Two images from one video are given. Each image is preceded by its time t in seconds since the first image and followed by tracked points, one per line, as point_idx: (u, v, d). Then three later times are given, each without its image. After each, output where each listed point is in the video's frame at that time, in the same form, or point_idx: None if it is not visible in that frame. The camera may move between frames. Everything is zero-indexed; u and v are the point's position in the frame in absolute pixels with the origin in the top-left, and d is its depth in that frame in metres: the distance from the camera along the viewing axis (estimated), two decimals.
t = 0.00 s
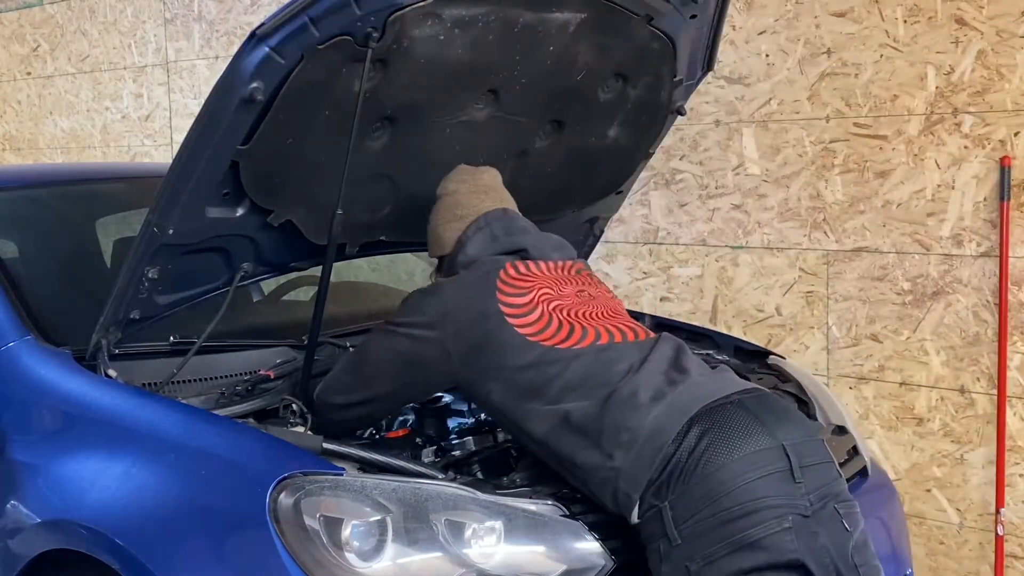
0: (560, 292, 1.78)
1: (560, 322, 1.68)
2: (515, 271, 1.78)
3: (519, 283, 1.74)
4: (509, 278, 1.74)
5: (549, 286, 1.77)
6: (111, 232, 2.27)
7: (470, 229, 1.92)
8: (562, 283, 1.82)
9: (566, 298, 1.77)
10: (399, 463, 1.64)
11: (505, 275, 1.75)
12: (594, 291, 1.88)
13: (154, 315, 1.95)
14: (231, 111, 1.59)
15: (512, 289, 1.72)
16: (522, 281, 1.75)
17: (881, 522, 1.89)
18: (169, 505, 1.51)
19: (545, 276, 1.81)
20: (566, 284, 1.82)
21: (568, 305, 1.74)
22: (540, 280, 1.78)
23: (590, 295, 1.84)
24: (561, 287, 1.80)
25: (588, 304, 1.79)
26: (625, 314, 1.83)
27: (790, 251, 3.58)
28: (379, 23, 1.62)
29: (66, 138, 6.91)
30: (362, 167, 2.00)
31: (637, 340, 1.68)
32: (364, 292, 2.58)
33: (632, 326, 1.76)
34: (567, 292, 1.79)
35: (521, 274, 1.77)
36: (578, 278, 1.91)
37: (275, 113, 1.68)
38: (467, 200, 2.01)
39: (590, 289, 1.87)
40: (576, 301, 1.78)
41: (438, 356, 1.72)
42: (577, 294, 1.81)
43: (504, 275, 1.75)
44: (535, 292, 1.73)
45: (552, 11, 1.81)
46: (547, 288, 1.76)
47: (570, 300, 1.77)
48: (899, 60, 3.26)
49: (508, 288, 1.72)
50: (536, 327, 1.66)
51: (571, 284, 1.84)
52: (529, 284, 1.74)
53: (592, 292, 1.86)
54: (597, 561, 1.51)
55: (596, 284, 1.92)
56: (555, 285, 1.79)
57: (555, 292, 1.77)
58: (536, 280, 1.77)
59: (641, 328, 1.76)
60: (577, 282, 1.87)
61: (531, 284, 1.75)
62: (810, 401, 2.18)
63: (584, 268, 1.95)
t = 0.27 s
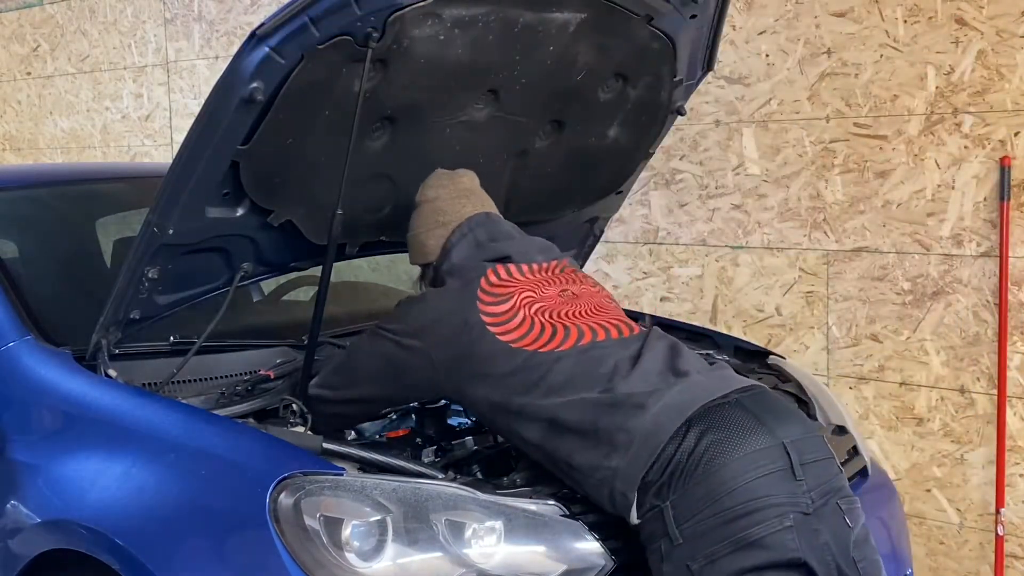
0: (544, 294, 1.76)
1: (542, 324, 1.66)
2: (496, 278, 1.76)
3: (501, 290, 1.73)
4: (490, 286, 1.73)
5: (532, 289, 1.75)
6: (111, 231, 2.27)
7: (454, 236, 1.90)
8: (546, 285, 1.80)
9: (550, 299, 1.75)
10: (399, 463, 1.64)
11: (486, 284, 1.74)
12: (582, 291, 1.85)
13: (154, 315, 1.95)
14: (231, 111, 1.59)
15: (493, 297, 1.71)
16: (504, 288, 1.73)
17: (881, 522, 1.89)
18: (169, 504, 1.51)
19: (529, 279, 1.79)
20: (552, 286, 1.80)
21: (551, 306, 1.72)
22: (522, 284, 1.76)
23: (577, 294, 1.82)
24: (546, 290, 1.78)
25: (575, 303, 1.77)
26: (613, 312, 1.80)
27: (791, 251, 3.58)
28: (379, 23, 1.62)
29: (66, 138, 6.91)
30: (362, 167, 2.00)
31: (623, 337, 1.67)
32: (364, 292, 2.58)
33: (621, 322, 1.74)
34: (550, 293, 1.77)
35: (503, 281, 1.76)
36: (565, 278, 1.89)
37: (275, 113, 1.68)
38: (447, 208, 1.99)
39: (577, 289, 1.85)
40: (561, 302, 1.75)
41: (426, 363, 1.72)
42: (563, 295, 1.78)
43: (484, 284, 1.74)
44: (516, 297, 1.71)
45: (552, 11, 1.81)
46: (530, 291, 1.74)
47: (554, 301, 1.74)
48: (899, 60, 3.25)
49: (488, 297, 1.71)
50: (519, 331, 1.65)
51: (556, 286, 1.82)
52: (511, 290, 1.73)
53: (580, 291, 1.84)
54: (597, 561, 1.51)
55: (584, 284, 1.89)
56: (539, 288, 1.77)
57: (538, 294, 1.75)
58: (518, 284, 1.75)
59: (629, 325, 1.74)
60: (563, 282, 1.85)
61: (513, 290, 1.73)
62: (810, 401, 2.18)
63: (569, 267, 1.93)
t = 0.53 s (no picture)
0: (520, 296, 1.70)
1: (521, 324, 1.60)
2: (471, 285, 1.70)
3: (475, 297, 1.66)
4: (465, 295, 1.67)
5: (508, 291, 1.69)
6: (112, 232, 2.27)
7: (430, 251, 1.83)
8: (521, 287, 1.74)
9: (527, 300, 1.69)
10: (399, 463, 1.64)
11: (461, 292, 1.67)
12: (556, 290, 1.79)
13: (154, 315, 1.95)
14: (231, 111, 1.59)
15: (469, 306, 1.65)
16: (478, 294, 1.67)
17: (881, 522, 1.89)
18: (169, 505, 1.51)
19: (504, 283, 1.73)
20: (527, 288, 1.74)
21: (529, 307, 1.66)
22: (498, 289, 1.70)
23: (552, 294, 1.76)
24: (522, 292, 1.72)
25: (552, 301, 1.71)
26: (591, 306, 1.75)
27: (791, 251, 3.57)
28: (379, 23, 1.62)
29: (66, 138, 6.91)
30: (362, 167, 2.00)
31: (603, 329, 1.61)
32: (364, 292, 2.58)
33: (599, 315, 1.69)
34: (524, 294, 1.72)
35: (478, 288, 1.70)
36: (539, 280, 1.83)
37: (275, 113, 1.68)
38: (426, 220, 1.96)
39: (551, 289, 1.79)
40: (538, 302, 1.70)
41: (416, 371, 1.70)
42: (539, 296, 1.72)
43: (460, 296, 1.67)
44: (493, 301, 1.65)
45: (552, 11, 1.81)
46: (506, 294, 1.68)
47: (531, 302, 1.69)
48: (899, 60, 3.25)
49: (465, 305, 1.65)
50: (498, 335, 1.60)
51: (532, 288, 1.76)
52: (485, 295, 1.67)
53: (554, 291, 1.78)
54: (597, 561, 1.50)
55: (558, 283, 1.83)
56: (514, 291, 1.71)
57: (514, 296, 1.69)
58: (493, 289, 1.69)
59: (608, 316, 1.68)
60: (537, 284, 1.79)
61: (488, 295, 1.67)
62: (810, 401, 2.18)
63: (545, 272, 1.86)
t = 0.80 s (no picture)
0: (519, 296, 1.69)
1: (520, 324, 1.60)
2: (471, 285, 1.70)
3: (473, 298, 1.66)
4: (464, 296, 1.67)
5: (507, 291, 1.69)
6: (111, 232, 2.27)
7: (431, 249, 1.82)
8: (520, 287, 1.74)
9: (525, 300, 1.68)
10: (400, 463, 1.64)
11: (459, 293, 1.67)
12: (555, 290, 1.79)
13: (154, 315, 1.95)
14: (231, 111, 1.59)
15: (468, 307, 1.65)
16: (477, 295, 1.67)
17: (881, 522, 1.89)
18: (169, 504, 1.51)
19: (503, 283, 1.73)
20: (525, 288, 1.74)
21: (528, 306, 1.66)
22: (496, 289, 1.69)
23: (551, 294, 1.76)
24: (521, 292, 1.71)
25: (550, 301, 1.71)
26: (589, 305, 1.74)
27: (791, 251, 3.58)
28: (379, 23, 1.62)
29: (66, 138, 6.91)
30: (362, 167, 2.00)
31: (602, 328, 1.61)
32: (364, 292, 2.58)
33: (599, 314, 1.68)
34: (524, 293, 1.72)
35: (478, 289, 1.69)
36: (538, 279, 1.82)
37: (275, 113, 1.68)
38: (426, 219, 1.95)
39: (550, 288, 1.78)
40: (537, 302, 1.69)
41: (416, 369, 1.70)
42: (538, 296, 1.72)
43: (459, 296, 1.67)
44: (492, 302, 1.65)
45: (552, 11, 1.81)
46: (505, 294, 1.68)
47: (530, 302, 1.68)
48: (899, 60, 3.25)
49: (464, 307, 1.65)
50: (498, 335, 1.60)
51: (530, 288, 1.76)
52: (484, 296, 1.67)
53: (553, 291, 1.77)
54: (597, 561, 1.50)
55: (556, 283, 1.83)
56: (513, 291, 1.71)
57: (513, 297, 1.68)
58: (491, 289, 1.69)
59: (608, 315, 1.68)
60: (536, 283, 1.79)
61: (487, 295, 1.67)
62: (810, 401, 2.18)
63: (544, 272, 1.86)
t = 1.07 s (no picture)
0: (517, 296, 1.69)
1: (518, 325, 1.60)
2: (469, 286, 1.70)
3: (471, 299, 1.66)
4: (463, 297, 1.67)
5: (505, 292, 1.70)
6: (112, 232, 2.27)
7: (430, 251, 1.82)
8: (518, 288, 1.74)
9: (523, 301, 1.68)
10: (399, 463, 1.64)
11: (458, 294, 1.67)
12: (553, 290, 1.79)
13: (154, 315, 1.95)
14: (231, 111, 1.59)
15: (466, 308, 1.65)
16: (475, 296, 1.67)
17: (881, 522, 1.89)
18: (169, 504, 1.51)
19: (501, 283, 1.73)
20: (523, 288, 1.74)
21: (526, 307, 1.66)
22: (494, 289, 1.70)
23: (549, 294, 1.76)
24: (519, 293, 1.71)
25: (548, 301, 1.71)
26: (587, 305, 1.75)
27: (791, 251, 3.58)
28: (379, 23, 1.62)
29: (66, 138, 6.91)
30: (362, 167, 2.00)
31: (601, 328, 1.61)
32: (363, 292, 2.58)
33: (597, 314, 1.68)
34: (522, 294, 1.72)
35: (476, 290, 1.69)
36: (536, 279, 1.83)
37: (275, 113, 1.68)
38: (426, 220, 1.95)
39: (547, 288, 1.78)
40: (535, 302, 1.69)
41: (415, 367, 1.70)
42: (535, 296, 1.72)
43: (458, 297, 1.67)
44: (490, 303, 1.65)
45: (552, 11, 1.81)
46: (503, 295, 1.68)
47: (528, 302, 1.68)
48: (899, 60, 3.25)
49: (463, 307, 1.65)
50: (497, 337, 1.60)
51: (528, 288, 1.76)
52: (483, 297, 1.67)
53: (550, 291, 1.78)
54: (597, 560, 1.50)
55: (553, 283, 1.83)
56: (511, 292, 1.71)
57: (511, 297, 1.68)
58: (490, 289, 1.69)
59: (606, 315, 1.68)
60: (533, 283, 1.79)
61: (485, 295, 1.67)
62: (810, 401, 2.18)
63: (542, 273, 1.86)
